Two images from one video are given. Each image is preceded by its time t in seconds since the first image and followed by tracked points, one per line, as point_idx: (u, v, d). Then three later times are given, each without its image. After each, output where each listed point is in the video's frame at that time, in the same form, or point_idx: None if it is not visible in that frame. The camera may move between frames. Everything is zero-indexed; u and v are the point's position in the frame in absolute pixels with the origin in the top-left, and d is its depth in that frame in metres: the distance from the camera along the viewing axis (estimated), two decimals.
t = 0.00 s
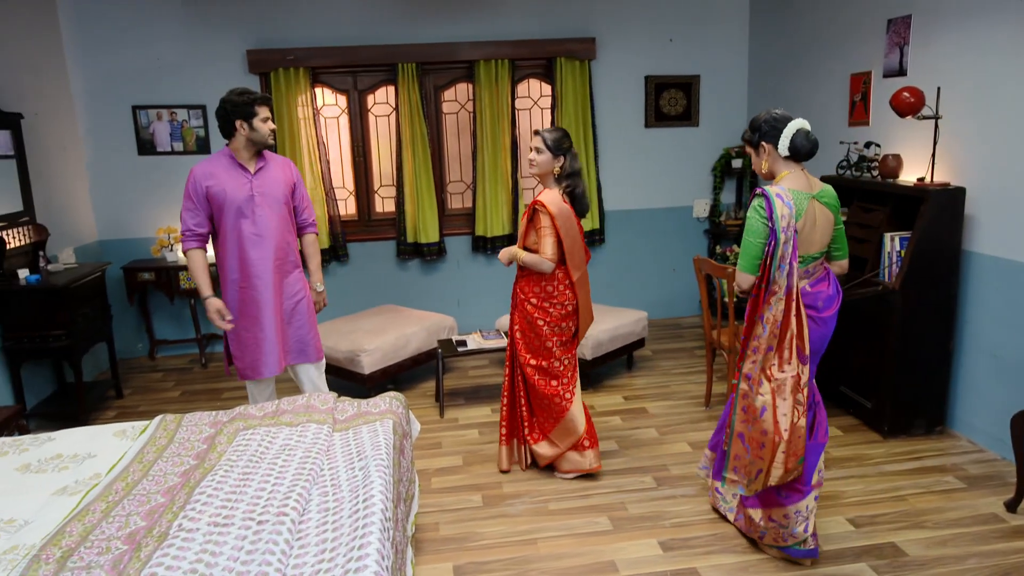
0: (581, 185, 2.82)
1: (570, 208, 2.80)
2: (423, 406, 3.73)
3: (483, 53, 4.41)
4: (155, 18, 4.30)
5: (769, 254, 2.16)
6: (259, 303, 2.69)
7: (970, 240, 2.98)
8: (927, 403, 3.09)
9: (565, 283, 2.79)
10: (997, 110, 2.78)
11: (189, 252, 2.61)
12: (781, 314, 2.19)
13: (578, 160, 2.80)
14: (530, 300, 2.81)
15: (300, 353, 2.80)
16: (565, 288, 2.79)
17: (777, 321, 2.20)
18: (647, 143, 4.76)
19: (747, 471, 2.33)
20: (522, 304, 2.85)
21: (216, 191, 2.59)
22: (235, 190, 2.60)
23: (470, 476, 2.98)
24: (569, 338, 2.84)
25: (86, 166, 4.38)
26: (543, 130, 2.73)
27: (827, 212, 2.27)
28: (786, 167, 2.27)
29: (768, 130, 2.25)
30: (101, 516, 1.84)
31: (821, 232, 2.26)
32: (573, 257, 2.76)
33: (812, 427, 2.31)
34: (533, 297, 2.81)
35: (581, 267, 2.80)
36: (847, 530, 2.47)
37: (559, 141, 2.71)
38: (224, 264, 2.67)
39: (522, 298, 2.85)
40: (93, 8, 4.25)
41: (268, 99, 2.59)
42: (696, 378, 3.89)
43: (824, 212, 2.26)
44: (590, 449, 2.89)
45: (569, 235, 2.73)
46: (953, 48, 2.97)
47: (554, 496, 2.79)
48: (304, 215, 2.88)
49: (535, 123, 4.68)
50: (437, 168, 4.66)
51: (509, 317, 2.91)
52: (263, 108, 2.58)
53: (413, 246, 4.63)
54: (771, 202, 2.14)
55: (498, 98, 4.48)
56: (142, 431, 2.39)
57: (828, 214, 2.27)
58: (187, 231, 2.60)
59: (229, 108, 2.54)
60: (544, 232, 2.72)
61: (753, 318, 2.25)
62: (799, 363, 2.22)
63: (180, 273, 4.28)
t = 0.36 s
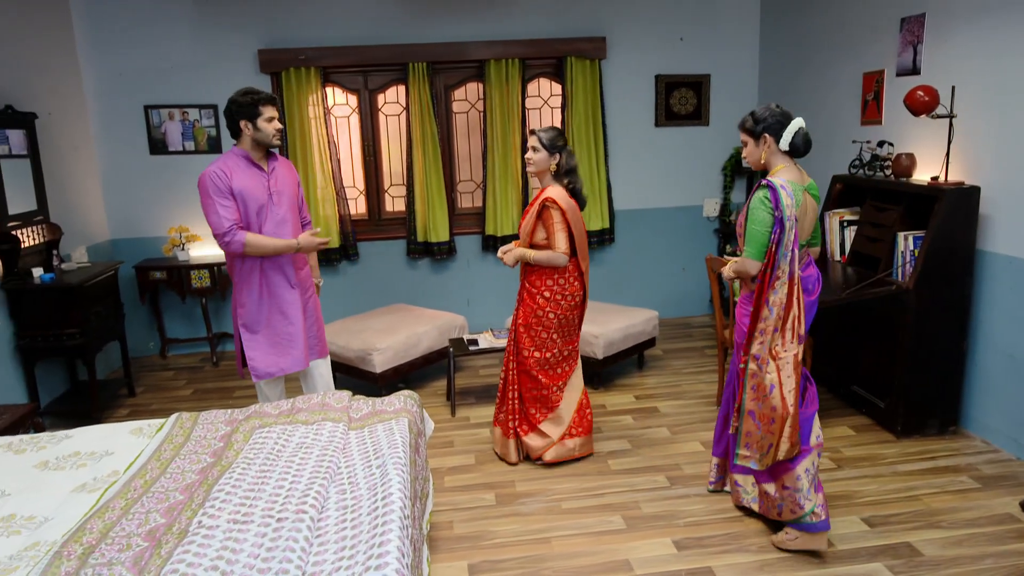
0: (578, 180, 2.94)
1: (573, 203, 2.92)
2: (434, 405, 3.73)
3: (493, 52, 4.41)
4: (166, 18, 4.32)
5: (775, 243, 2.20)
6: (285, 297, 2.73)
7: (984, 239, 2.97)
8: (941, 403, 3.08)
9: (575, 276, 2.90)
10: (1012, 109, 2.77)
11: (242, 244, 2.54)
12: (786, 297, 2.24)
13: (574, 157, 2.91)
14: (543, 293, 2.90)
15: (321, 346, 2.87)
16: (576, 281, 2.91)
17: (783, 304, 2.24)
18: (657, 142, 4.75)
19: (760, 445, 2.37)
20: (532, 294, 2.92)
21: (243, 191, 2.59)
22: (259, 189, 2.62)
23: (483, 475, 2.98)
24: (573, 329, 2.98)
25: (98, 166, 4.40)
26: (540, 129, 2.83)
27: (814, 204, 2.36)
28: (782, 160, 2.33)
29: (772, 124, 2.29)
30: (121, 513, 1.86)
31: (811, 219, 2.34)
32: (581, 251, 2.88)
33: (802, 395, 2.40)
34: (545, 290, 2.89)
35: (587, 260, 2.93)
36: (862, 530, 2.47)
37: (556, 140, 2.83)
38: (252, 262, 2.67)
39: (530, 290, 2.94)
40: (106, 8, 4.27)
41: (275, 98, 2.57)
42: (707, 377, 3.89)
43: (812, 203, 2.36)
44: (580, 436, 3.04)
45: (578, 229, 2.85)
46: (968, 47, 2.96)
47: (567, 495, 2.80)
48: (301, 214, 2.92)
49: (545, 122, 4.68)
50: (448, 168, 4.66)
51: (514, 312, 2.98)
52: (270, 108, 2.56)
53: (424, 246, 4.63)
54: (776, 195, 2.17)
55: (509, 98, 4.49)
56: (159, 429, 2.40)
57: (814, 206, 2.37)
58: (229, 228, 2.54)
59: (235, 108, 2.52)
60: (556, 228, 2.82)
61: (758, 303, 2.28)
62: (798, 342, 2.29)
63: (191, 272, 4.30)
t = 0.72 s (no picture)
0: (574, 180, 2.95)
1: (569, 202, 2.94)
2: (443, 405, 3.74)
3: (501, 52, 4.41)
4: (175, 18, 4.33)
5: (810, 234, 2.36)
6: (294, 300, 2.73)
7: (995, 239, 2.97)
8: (951, 402, 3.08)
9: (573, 273, 2.94)
10: None
11: (242, 256, 2.56)
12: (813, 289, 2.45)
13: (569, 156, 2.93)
14: (542, 292, 2.93)
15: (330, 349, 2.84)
16: (574, 279, 2.94)
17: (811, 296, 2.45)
18: (664, 141, 4.75)
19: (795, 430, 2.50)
20: (530, 293, 2.97)
21: (256, 193, 2.59)
22: (273, 191, 2.63)
23: (493, 474, 2.98)
24: (574, 329, 3.01)
25: (107, 165, 4.41)
26: (535, 130, 2.85)
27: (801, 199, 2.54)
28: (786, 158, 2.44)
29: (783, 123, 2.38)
30: (136, 511, 1.86)
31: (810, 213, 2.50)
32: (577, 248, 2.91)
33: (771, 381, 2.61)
34: (543, 289, 2.93)
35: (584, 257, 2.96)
36: (873, 529, 2.47)
37: (551, 140, 2.85)
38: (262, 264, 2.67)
39: (528, 289, 2.98)
40: (115, 8, 4.29)
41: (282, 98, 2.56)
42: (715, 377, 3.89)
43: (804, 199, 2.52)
44: (578, 432, 3.13)
45: (574, 226, 2.88)
46: (978, 46, 2.96)
47: (577, 494, 2.80)
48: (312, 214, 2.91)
49: (553, 122, 4.68)
50: (455, 167, 4.67)
51: (515, 310, 3.02)
52: (274, 108, 2.56)
53: (431, 245, 4.64)
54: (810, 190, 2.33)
55: (517, 98, 4.49)
56: (172, 427, 2.41)
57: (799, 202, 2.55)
58: (237, 233, 2.56)
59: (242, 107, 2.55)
60: (552, 225, 2.85)
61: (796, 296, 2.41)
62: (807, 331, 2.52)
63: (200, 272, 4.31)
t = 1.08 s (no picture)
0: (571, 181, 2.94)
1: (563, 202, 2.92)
2: (449, 404, 3.74)
3: (506, 51, 4.42)
4: (180, 17, 4.33)
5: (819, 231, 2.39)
6: (281, 301, 2.66)
7: (1003, 238, 2.97)
8: (959, 401, 3.08)
9: (563, 273, 2.92)
10: None
11: (221, 255, 2.58)
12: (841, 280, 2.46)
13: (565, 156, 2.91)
14: (533, 293, 2.93)
15: (315, 355, 2.72)
16: (563, 279, 2.92)
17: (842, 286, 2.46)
18: (669, 141, 4.76)
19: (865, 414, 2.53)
20: (521, 294, 2.95)
21: (247, 192, 2.56)
22: (266, 190, 2.57)
23: (501, 472, 2.99)
24: (564, 328, 3.00)
25: (113, 165, 4.42)
26: (531, 130, 2.84)
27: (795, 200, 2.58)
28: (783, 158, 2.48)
29: (784, 123, 2.41)
30: (151, 509, 1.87)
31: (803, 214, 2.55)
32: (569, 248, 2.90)
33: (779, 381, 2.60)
34: (534, 290, 2.92)
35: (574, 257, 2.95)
36: (883, 528, 2.47)
37: (546, 140, 2.83)
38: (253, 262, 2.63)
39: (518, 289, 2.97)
40: (121, 7, 4.29)
41: (278, 95, 2.48)
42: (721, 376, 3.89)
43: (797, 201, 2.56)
44: (579, 431, 3.13)
45: (566, 226, 2.87)
46: (985, 45, 2.97)
47: (586, 493, 2.80)
48: (327, 214, 2.82)
49: (558, 121, 4.68)
50: (460, 166, 4.67)
51: (506, 309, 3.01)
52: (269, 106, 2.48)
53: (437, 244, 4.65)
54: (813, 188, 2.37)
55: (522, 97, 4.49)
56: (183, 426, 2.42)
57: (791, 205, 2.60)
58: (220, 232, 2.56)
59: (244, 108, 2.52)
60: (544, 224, 2.84)
61: (831, 291, 2.42)
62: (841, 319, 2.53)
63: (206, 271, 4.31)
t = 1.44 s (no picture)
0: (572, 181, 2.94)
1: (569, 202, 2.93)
2: (455, 403, 3.75)
3: (511, 51, 4.42)
4: (185, 17, 4.33)
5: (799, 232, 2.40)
6: (287, 302, 2.65)
7: (1009, 238, 2.98)
8: (965, 400, 3.09)
9: (572, 273, 2.95)
10: None
11: (231, 256, 2.60)
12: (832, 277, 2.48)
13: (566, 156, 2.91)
14: (547, 292, 2.90)
15: (323, 356, 2.70)
16: (572, 279, 2.95)
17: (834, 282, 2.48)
18: (673, 140, 4.76)
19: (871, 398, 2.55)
20: (534, 294, 2.91)
21: (248, 193, 2.55)
22: (266, 190, 2.56)
23: (509, 472, 2.99)
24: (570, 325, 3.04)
25: (117, 164, 4.42)
26: (532, 133, 2.82)
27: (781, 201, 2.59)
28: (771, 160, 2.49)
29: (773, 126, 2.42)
30: (165, 508, 1.87)
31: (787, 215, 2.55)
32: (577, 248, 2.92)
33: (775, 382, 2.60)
34: (550, 290, 2.90)
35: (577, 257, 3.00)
36: (893, 527, 2.48)
37: (548, 142, 2.82)
38: (258, 263, 2.63)
39: (529, 289, 2.92)
40: (125, 6, 4.29)
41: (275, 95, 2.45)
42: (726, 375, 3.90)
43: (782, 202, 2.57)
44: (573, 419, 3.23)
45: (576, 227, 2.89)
46: (991, 45, 2.97)
47: (594, 492, 2.81)
48: (335, 213, 2.77)
49: (562, 120, 4.69)
50: (465, 166, 4.67)
51: (514, 309, 2.95)
52: (266, 106, 2.46)
53: (441, 244, 4.65)
54: (792, 190, 2.38)
55: (527, 97, 4.49)
56: (193, 425, 2.42)
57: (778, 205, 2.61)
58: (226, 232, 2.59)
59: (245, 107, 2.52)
60: (558, 226, 2.84)
61: (822, 288, 2.44)
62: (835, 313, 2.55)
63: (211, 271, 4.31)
